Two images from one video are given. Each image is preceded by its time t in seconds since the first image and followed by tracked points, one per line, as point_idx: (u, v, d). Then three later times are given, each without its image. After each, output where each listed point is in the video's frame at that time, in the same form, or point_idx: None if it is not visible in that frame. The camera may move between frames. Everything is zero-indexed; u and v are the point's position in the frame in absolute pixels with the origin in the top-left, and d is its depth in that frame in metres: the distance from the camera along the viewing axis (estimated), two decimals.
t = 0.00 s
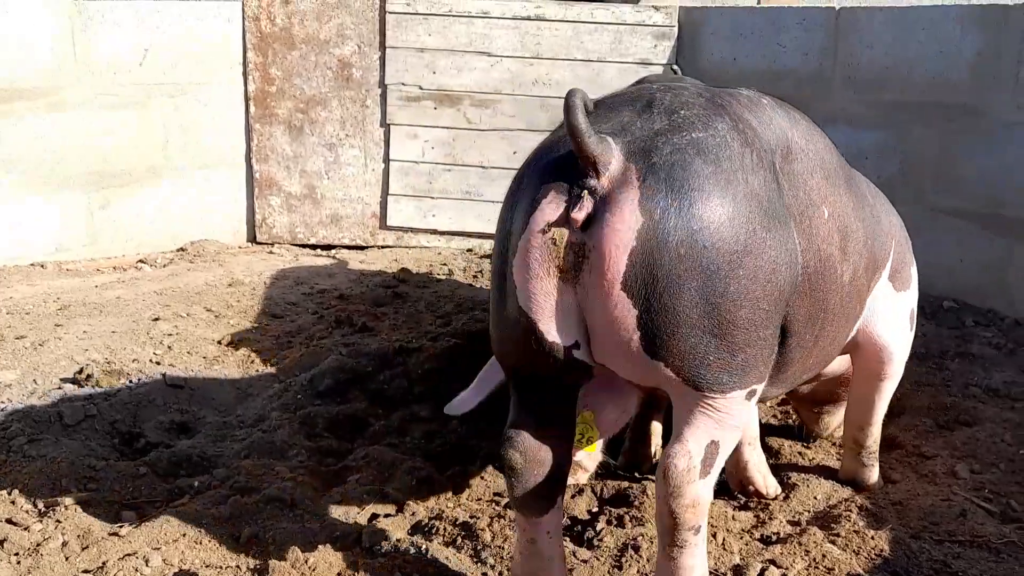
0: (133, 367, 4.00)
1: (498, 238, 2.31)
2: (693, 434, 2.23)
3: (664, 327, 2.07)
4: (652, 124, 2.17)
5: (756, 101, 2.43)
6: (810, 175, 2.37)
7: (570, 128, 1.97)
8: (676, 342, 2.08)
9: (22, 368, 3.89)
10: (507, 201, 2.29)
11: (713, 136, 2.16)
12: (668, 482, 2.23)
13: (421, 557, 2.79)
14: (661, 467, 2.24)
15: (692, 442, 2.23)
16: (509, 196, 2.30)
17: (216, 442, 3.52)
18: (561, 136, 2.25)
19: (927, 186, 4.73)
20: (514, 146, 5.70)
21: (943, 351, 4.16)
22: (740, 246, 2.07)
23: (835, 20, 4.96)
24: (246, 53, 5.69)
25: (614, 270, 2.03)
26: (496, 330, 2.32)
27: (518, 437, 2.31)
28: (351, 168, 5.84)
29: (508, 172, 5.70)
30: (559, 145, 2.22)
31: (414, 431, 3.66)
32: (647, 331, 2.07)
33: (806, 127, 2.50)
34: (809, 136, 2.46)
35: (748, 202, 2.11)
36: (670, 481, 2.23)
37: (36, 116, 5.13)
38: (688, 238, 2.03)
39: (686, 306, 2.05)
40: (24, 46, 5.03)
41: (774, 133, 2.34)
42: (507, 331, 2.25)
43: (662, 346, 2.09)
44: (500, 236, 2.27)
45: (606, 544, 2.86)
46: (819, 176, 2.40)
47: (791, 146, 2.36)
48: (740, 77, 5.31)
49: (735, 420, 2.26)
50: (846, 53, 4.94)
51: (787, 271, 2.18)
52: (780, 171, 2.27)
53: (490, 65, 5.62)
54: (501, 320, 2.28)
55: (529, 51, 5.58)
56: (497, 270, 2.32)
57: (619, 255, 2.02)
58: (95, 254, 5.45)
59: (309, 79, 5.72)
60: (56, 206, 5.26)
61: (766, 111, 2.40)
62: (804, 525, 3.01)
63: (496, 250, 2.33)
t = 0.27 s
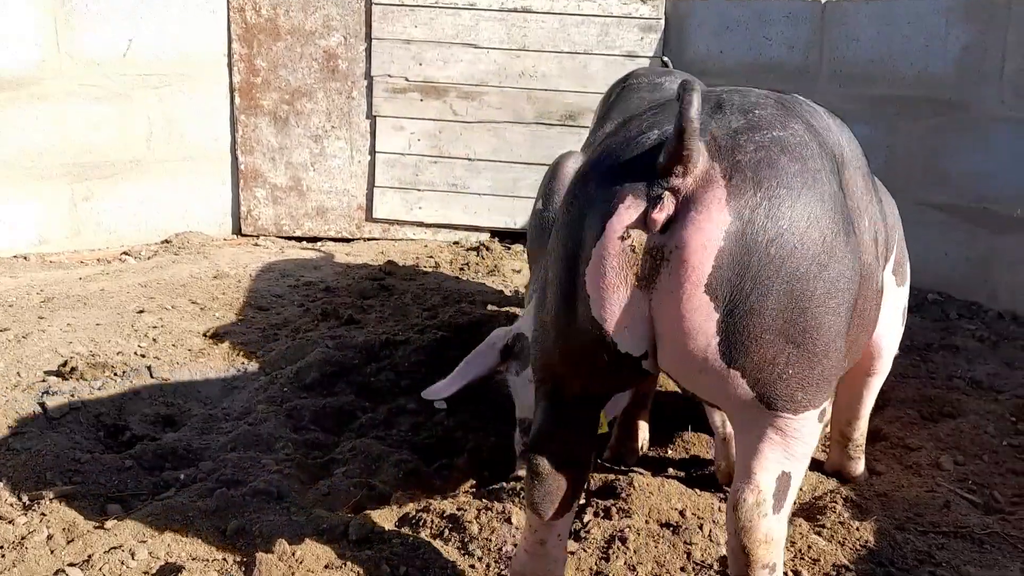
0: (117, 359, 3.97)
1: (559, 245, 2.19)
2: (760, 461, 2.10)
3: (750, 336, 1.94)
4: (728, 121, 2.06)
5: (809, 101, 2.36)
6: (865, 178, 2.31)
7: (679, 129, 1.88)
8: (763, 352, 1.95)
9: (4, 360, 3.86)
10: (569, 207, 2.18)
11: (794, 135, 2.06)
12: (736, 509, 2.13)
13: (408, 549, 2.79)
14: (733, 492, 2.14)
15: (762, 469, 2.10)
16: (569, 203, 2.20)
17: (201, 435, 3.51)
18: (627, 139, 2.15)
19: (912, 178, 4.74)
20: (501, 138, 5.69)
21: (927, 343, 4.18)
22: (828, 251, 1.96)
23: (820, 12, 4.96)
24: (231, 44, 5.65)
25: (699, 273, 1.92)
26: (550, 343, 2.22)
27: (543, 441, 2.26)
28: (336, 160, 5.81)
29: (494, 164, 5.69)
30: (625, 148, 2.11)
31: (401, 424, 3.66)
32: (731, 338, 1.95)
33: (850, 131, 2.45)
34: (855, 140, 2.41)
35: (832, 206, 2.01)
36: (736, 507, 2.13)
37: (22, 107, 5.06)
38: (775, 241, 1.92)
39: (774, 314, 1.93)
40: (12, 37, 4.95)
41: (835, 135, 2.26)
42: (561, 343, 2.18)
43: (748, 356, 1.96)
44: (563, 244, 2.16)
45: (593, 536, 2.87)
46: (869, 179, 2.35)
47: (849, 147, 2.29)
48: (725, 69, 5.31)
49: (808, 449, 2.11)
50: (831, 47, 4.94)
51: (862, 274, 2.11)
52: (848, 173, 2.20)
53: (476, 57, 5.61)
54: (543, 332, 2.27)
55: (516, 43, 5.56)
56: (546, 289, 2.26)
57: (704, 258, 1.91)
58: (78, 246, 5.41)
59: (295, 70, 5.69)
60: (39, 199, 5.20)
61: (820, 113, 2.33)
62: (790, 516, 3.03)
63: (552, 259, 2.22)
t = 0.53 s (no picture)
0: (102, 352, 3.94)
1: (630, 253, 2.04)
2: (812, 472, 1.95)
3: (841, 347, 1.80)
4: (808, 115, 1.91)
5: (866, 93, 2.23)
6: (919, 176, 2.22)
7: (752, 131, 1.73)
8: (855, 364, 1.81)
9: None
10: (637, 210, 2.03)
11: (876, 129, 1.93)
12: (785, 525, 1.99)
13: (396, 543, 2.78)
14: (778, 506, 1.98)
15: (813, 481, 1.96)
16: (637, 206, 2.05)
17: (187, 428, 3.48)
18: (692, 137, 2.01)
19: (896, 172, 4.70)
20: (488, 132, 5.67)
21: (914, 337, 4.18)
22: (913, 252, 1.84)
23: (808, 6, 4.95)
24: (217, 37, 5.63)
25: (790, 281, 1.76)
26: (629, 356, 2.08)
27: (649, 469, 2.12)
28: (324, 153, 5.78)
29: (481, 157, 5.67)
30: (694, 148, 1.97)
31: (388, 417, 3.64)
32: (827, 353, 1.80)
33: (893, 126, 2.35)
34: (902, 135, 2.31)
35: (914, 203, 1.88)
36: (785, 522, 1.98)
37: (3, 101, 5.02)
38: (865, 242, 1.78)
39: (866, 323, 1.79)
40: None
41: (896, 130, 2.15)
42: (639, 355, 2.05)
43: (839, 369, 1.81)
44: (635, 251, 2.01)
45: (581, 529, 2.87)
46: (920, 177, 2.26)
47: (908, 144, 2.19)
48: (713, 63, 5.30)
49: (857, 455, 1.98)
50: (819, 41, 4.94)
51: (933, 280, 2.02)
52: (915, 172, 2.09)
53: (464, 49, 5.59)
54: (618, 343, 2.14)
55: (503, 36, 5.54)
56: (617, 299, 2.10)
57: (797, 264, 1.75)
58: (63, 240, 5.37)
59: (281, 62, 5.66)
60: (21, 193, 5.15)
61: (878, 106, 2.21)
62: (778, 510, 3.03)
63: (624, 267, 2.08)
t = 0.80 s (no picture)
0: (96, 348, 3.96)
1: (631, 247, 2.04)
2: (816, 471, 2.02)
3: (845, 342, 1.84)
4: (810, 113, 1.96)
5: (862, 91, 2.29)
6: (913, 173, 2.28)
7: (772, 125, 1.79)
8: (857, 359, 1.86)
9: None
10: (639, 205, 2.04)
11: (879, 127, 1.99)
12: (789, 522, 2.05)
13: (388, 537, 2.80)
14: (783, 505, 2.05)
15: (817, 481, 2.02)
16: (637, 200, 2.06)
17: (181, 424, 3.51)
18: (691, 130, 2.04)
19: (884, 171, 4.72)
20: (481, 130, 5.70)
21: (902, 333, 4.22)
22: (915, 254, 1.90)
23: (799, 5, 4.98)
24: (211, 35, 5.65)
25: (796, 273, 1.80)
26: (631, 357, 2.05)
27: (681, 481, 2.01)
28: (318, 151, 5.81)
29: (474, 156, 5.70)
30: (696, 141, 2.00)
31: (381, 413, 3.66)
32: (832, 345, 1.84)
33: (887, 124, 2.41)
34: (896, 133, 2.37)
35: (916, 207, 1.95)
36: (789, 520, 2.05)
37: None
38: (871, 241, 1.84)
39: (869, 319, 1.84)
40: None
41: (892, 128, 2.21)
42: (643, 356, 2.01)
43: (842, 364, 1.86)
44: (637, 245, 2.01)
45: (572, 523, 2.90)
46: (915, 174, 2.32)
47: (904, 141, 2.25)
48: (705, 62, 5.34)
49: (860, 455, 2.05)
50: (809, 40, 4.97)
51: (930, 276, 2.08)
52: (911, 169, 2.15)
53: (457, 48, 5.62)
54: (622, 349, 2.10)
55: (496, 35, 5.58)
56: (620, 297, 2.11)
57: (803, 256, 1.80)
58: (58, 239, 5.39)
59: (275, 61, 5.68)
60: (14, 191, 5.18)
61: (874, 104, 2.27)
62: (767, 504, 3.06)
63: (626, 266, 2.07)
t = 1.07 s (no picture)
0: (88, 350, 3.95)
1: (622, 246, 2.04)
2: (809, 475, 2.03)
3: (841, 342, 1.86)
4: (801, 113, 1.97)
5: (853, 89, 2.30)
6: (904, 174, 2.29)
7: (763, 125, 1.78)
8: (853, 360, 1.88)
9: None
10: (628, 203, 2.03)
11: (871, 125, 2.00)
12: (781, 526, 2.06)
13: (382, 539, 2.80)
14: (775, 509, 2.05)
15: (810, 485, 2.03)
16: (625, 199, 2.05)
17: (174, 425, 3.49)
18: (680, 128, 2.03)
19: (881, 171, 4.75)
20: (475, 131, 5.70)
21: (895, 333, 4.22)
22: (910, 255, 1.91)
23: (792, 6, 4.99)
24: (204, 36, 5.63)
25: (793, 273, 1.82)
26: (623, 359, 2.04)
27: (670, 486, 1.99)
28: (311, 152, 5.80)
29: (468, 157, 5.70)
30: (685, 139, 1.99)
31: (374, 414, 3.65)
32: (829, 346, 1.86)
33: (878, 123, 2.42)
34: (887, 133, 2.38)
35: (911, 208, 1.96)
36: (781, 524, 2.05)
37: None
38: (867, 241, 1.85)
39: (865, 320, 1.86)
40: None
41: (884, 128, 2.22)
42: (635, 358, 2.00)
43: (838, 364, 1.88)
44: (628, 245, 2.01)
45: (566, 524, 2.90)
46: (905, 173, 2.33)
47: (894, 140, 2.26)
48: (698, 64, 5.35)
49: (852, 460, 2.07)
50: (803, 41, 4.97)
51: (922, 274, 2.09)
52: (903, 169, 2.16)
53: (451, 49, 5.61)
54: (614, 352, 2.10)
55: (489, 36, 5.57)
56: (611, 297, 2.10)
57: (801, 256, 1.81)
58: (50, 240, 5.38)
59: (268, 62, 5.67)
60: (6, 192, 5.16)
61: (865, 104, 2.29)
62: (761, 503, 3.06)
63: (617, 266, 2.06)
